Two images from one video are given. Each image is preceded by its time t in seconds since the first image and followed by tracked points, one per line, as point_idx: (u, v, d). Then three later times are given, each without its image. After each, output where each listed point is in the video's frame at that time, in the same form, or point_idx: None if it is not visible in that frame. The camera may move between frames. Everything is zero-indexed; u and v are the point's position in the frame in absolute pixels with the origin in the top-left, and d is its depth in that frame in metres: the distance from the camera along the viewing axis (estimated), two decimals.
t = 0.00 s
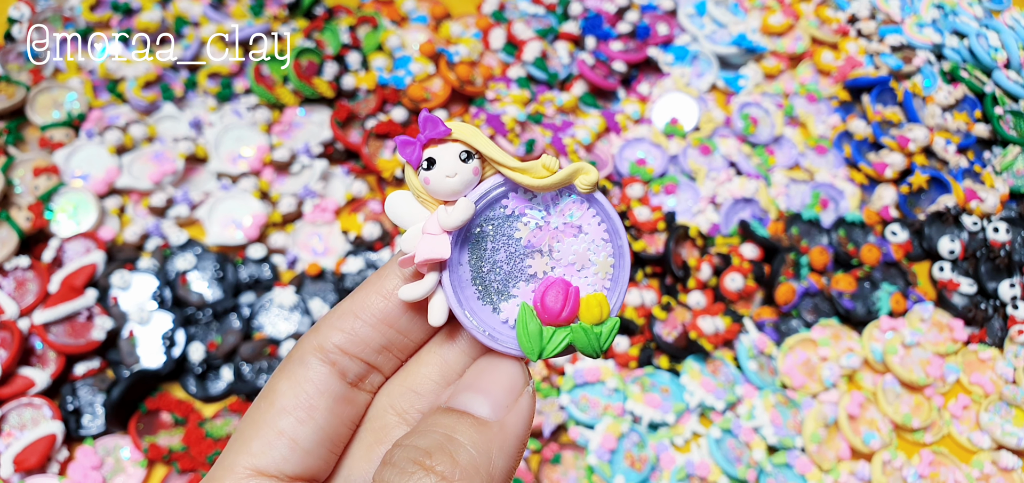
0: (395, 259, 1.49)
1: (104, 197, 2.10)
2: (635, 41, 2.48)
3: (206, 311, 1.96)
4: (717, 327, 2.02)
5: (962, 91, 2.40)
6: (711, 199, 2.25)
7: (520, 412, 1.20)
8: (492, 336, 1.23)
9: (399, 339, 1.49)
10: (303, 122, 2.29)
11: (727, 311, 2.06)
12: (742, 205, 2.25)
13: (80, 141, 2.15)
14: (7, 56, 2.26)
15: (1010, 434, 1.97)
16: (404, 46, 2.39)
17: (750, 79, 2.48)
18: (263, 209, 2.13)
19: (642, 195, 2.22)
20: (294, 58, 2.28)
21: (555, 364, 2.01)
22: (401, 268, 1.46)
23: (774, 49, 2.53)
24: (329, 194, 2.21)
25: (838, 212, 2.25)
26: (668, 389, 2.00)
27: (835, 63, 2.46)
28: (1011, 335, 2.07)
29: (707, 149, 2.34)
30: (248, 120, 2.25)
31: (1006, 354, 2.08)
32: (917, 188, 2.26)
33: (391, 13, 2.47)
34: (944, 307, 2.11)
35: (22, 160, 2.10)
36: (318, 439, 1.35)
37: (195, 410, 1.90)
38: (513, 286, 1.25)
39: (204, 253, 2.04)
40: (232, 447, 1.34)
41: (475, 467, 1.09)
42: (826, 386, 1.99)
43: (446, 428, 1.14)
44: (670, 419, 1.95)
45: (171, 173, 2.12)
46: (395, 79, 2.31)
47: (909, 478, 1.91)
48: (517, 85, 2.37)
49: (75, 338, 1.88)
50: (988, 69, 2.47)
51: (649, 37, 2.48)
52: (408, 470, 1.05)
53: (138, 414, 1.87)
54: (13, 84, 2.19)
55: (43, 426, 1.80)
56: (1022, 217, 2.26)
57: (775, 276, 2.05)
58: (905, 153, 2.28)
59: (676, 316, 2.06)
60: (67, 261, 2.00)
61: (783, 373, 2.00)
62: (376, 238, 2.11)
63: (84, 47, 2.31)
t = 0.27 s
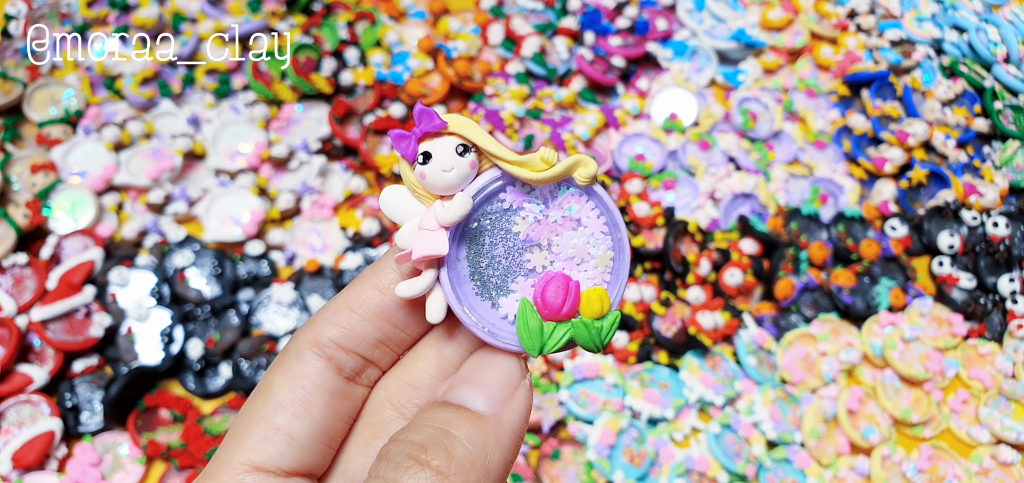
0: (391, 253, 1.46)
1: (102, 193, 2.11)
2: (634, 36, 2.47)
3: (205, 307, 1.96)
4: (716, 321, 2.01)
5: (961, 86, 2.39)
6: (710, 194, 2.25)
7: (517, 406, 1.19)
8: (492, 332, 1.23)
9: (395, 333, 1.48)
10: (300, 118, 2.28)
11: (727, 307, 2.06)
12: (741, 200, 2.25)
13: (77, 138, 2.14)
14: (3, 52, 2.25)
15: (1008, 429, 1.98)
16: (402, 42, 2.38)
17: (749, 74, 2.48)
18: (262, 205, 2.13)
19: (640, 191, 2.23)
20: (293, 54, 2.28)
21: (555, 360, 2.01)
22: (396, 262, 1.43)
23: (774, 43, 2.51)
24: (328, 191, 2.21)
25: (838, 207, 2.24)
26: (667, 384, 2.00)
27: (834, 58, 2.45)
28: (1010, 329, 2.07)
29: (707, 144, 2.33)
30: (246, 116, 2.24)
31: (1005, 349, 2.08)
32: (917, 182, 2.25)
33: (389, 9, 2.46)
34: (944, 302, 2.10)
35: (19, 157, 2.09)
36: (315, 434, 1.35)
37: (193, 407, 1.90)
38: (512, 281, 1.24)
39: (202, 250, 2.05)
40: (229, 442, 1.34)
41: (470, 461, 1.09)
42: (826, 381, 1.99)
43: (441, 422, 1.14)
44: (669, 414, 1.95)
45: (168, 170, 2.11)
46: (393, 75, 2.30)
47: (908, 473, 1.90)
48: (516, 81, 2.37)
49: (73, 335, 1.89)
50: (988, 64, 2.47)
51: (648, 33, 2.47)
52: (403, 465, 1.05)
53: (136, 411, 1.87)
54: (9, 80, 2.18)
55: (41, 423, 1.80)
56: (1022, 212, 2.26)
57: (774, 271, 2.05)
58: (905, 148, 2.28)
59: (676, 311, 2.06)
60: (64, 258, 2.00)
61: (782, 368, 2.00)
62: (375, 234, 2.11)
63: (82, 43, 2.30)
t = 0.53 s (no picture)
0: (388, 256, 1.46)
1: (102, 192, 2.11)
2: (634, 34, 2.48)
3: (204, 306, 1.95)
4: (716, 319, 2.01)
5: (961, 83, 2.39)
6: (709, 192, 2.25)
7: (511, 409, 1.19)
8: (486, 336, 1.23)
9: (392, 336, 1.48)
10: (300, 116, 2.28)
11: (726, 304, 2.06)
12: (740, 198, 2.25)
13: (76, 136, 2.14)
14: (3, 51, 2.25)
15: (1009, 425, 1.97)
16: (401, 40, 2.38)
17: (748, 71, 2.48)
18: (261, 204, 2.13)
19: (640, 188, 2.23)
20: (293, 52, 2.28)
21: (555, 357, 2.02)
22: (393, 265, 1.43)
23: (773, 40, 2.51)
24: (327, 189, 2.21)
25: (837, 204, 2.24)
26: (667, 382, 2.00)
27: (833, 56, 2.46)
28: (1010, 326, 2.08)
29: (706, 141, 2.33)
30: (245, 114, 2.24)
31: (1005, 345, 2.08)
32: (916, 179, 2.25)
33: (388, 6, 2.46)
34: (944, 298, 2.10)
35: (19, 156, 2.09)
36: (313, 437, 1.35)
37: (194, 405, 1.91)
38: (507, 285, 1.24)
39: (201, 248, 2.05)
40: (227, 444, 1.35)
41: (463, 463, 1.09)
42: (826, 378, 1.99)
43: (435, 424, 1.14)
44: (669, 412, 1.95)
45: (167, 168, 2.11)
46: (392, 73, 2.30)
47: (908, 470, 1.90)
48: (515, 79, 2.36)
49: (72, 334, 1.89)
50: (988, 61, 2.46)
51: (647, 30, 2.48)
52: (396, 466, 1.05)
53: (136, 410, 1.87)
54: (9, 79, 2.18)
55: (41, 421, 1.80)
56: (1021, 208, 2.25)
57: (773, 268, 2.05)
58: (904, 145, 2.28)
59: (675, 309, 2.05)
60: (63, 256, 2.00)
61: (782, 365, 2.00)
62: (375, 233, 2.12)
63: (82, 42, 2.31)
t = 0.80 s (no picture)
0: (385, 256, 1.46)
1: (101, 192, 2.11)
2: (633, 34, 2.48)
3: (203, 306, 1.95)
4: (716, 318, 2.01)
5: (960, 83, 2.39)
6: (709, 191, 2.25)
7: (504, 406, 1.19)
8: (481, 335, 1.22)
9: (389, 335, 1.48)
10: (299, 116, 2.27)
11: (726, 304, 2.06)
12: (740, 197, 2.25)
13: (75, 136, 2.14)
14: (3, 51, 2.25)
15: (1008, 425, 1.97)
16: (401, 40, 2.38)
17: (748, 71, 2.47)
18: (261, 204, 2.13)
19: (639, 188, 2.22)
20: (292, 52, 2.28)
21: (555, 357, 2.01)
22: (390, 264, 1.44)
23: (772, 40, 2.51)
24: (326, 189, 2.21)
25: (837, 203, 2.24)
26: (667, 381, 2.00)
27: (833, 55, 2.46)
28: (1010, 325, 2.08)
29: (706, 141, 2.33)
30: (244, 114, 2.24)
31: (1005, 345, 2.08)
32: (916, 179, 2.25)
33: (388, 6, 2.46)
34: (944, 298, 2.10)
35: (18, 156, 2.09)
36: (309, 435, 1.35)
37: (192, 405, 1.90)
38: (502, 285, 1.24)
39: (201, 248, 2.04)
40: (224, 443, 1.35)
41: (455, 462, 1.10)
42: (826, 377, 1.99)
43: (428, 421, 1.14)
44: (669, 411, 1.94)
45: (167, 168, 2.11)
46: (392, 72, 2.30)
47: (908, 470, 1.90)
48: (515, 78, 2.36)
49: (71, 334, 1.88)
50: (987, 60, 2.46)
51: (647, 30, 2.47)
52: (387, 464, 1.07)
53: (135, 410, 1.87)
54: (8, 79, 2.18)
55: (39, 422, 1.80)
56: (1021, 208, 2.25)
57: (773, 268, 2.05)
58: (904, 144, 2.28)
59: (675, 308, 2.05)
60: (62, 256, 1.99)
61: (782, 365, 2.00)
62: (374, 232, 2.12)
63: (82, 41, 2.30)
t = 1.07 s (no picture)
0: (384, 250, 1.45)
1: (101, 189, 2.10)
2: (634, 32, 2.47)
3: (203, 303, 1.95)
4: (716, 317, 2.01)
5: (961, 82, 2.38)
6: (710, 190, 2.25)
7: (503, 401, 1.19)
8: (479, 331, 1.22)
9: (388, 329, 1.48)
10: (300, 114, 2.27)
11: (727, 303, 2.06)
12: (741, 196, 2.24)
13: (75, 133, 2.13)
14: (3, 48, 2.24)
15: (1009, 424, 1.97)
16: (402, 37, 2.37)
17: (749, 69, 2.47)
18: (261, 201, 2.12)
19: (640, 186, 2.22)
20: (293, 50, 2.27)
21: (555, 356, 2.01)
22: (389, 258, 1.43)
23: (774, 39, 2.51)
24: (327, 186, 2.20)
25: (838, 202, 2.24)
26: (667, 380, 2.00)
27: (834, 54, 2.45)
28: (1011, 324, 2.08)
29: (707, 140, 2.33)
30: (245, 112, 2.23)
31: (1005, 344, 2.08)
32: (917, 178, 2.24)
33: (389, 3, 2.45)
34: (944, 297, 2.09)
35: (17, 153, 2.08)
36: (309, 429, 1.35)
37: (191, 403, 1.90)
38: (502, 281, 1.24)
39: (201, 246, 2.04)
40: (222, 437, 1.34)
41: (451, 456, 1.10)
42: (826, 377, 1.98)
43: (425, 416, 1.14)
44: (669, 410, 1.94)
45: (167, 165, 2.10)
46: (393, 70, 2.30)
47: (909, 469, 1.90)
48: (516, 77, 2.36)
49: (70, 331, 1.88)
50: (988, 60, 2.45)
51: (648, 28, 2.47)
52: (383, 458, 1.07)
53: (134, 408, 1.87)
54: (8, 76, 2.17)
55: (38, 419, 1.80)
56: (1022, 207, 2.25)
57: (774, 267, 2.05)
58: (905, 143, 2.28)
59: (676, 307, 2.06)
60: (62, 253, 1.99)
61: (782, 364, 1.99)
62: (375, 230, 2.12)
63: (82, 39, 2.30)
